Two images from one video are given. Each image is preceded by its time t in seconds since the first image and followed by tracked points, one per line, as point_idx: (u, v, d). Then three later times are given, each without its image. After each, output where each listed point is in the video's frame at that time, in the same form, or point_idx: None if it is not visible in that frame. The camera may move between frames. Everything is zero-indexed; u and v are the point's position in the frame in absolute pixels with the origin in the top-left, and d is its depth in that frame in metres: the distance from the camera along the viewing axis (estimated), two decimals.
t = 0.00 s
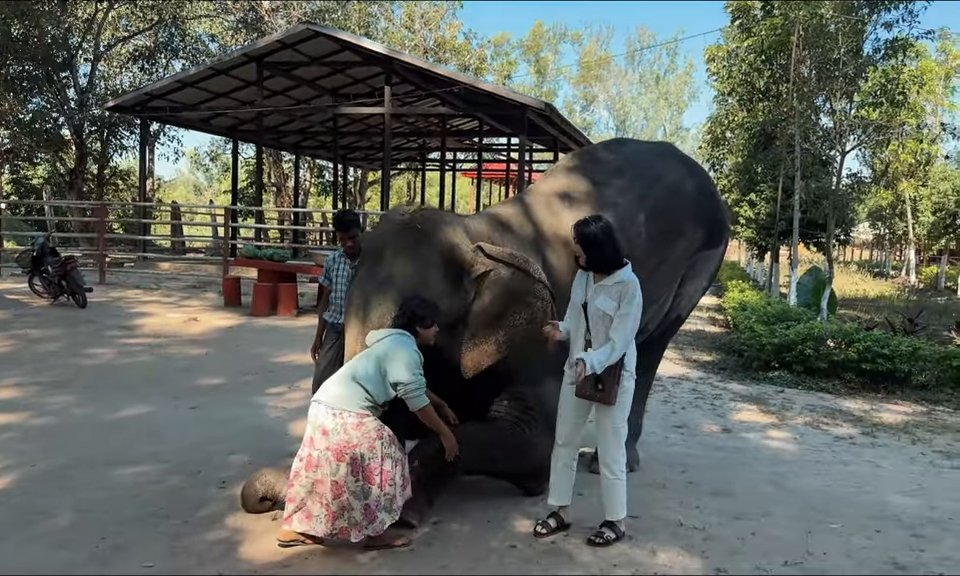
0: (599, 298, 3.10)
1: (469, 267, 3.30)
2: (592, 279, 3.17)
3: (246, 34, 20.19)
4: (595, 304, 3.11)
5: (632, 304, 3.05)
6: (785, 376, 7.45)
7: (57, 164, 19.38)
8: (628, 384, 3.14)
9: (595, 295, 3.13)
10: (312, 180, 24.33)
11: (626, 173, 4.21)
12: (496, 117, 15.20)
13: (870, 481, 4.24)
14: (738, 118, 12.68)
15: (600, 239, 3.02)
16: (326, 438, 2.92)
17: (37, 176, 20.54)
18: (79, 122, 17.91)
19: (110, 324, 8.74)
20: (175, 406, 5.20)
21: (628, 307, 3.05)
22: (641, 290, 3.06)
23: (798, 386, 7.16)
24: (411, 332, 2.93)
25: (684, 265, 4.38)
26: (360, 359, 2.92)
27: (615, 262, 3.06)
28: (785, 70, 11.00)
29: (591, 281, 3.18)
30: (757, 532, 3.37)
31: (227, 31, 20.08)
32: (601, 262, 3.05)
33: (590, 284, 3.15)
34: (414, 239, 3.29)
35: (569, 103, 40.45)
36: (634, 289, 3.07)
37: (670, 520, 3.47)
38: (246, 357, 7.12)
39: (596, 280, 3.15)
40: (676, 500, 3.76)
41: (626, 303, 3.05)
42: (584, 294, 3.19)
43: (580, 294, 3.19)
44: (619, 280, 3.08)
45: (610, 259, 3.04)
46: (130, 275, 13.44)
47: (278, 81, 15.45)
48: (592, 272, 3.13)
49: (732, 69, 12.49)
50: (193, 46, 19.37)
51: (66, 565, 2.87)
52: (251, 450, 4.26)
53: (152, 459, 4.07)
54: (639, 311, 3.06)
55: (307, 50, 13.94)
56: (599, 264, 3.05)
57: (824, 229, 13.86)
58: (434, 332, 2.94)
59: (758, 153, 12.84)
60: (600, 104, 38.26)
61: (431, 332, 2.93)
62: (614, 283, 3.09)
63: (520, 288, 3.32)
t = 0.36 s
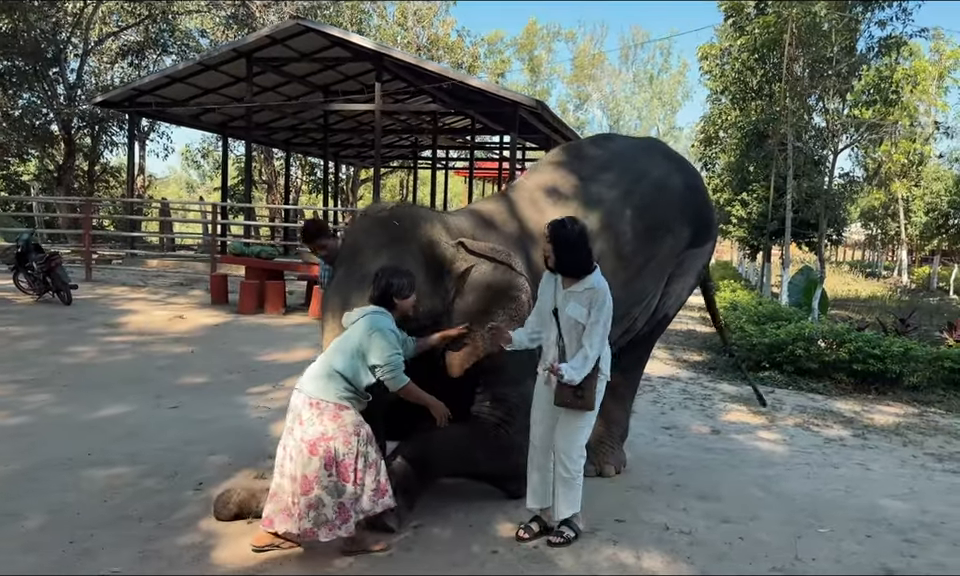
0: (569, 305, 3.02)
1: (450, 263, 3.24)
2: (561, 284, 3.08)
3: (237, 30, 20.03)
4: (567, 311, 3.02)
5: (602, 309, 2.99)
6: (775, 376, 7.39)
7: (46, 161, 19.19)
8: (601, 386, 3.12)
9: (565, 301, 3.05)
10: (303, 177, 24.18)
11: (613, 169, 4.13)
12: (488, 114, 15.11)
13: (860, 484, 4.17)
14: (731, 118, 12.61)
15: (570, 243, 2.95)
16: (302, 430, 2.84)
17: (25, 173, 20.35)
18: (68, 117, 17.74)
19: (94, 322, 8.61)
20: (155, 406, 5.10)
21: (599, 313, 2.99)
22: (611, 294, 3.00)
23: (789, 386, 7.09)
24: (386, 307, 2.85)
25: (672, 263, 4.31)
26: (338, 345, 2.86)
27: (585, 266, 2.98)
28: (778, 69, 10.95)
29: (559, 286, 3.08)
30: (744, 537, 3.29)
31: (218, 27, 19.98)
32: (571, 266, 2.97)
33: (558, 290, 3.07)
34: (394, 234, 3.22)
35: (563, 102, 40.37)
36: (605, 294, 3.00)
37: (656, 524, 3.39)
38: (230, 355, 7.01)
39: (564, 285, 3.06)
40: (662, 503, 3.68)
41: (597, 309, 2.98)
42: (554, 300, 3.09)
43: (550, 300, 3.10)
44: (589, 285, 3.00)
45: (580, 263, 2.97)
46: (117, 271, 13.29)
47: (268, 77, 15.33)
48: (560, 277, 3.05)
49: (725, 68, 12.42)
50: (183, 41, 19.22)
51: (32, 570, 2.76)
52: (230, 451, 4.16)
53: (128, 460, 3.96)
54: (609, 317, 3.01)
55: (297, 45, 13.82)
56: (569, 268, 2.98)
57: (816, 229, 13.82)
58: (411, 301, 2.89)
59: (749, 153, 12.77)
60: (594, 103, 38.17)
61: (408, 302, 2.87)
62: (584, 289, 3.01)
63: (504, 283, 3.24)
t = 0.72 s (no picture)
0: (565, 308, 2.92)
1: (445, 262, 3.13)
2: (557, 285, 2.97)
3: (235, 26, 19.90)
4: (562, 314, 2.92)
5: (598, 310, 2.89)
6: (776, 378, 7.27)
7: (42, 157, 19.07)
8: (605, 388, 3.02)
9: (560, 304, 2.94)
10: (301, 175, 24.06)
11: (612, 164, 4.01)
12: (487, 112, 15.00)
13: (865, 490, 4.06)
14: (732, 118, 12.51)
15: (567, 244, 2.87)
16: (288, 421, 2.74)
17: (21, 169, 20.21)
18: (65, 114, 17.59)
19: (86, 319, 8.49)
20: (142, 406, 4.98)
21: (594, 314, 2.88)
22: (606, 294, 2.90)
23: (791, 388, 6.98)
24: (374, 288, 2.76)
25: (674, 262, 4.20)
26: (328, 332, 2.76)
27: (580, 266, 2.88)
28: (780, 69, 10.85)
29: (555, 289, 2.98)
30: (747, 545, 3.18)
31: (217, 24, 19.88)
32: (566, 265, 2.87)
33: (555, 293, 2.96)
34: (386, 230, 3.11)
35: (563, 102, 40.24)
36: (602, 294, 2.90)
37: (655, 531, 3.28)
38: (223, 354, 6.89)
39: (560, 287, 2.95)
40: (662, 509, 3.57)
41: (594, 308, 2.88)
42: (550, 304, 2.98)
43: (546, 305, 2.99)
44: (584, 286, 2.90)
45: (577, 264, 2.87)
46: (111, 269, 13.16)
47: (267, 74, 15.22)
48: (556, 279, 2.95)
49: (726, 67, 12.30)
50: (182, 38, 19.11)
51: None
52: (217, 452, 4.04)
53: (111, 463, 3.83)
54: (606, 318, 2.91)
55: (295, 42, 13.71)
56: (565, 270, 2.90)
57: (817, 230, 13.71)
58: (402, 282, 2.78)
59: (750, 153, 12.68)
60: (594, 104, 38.02)
61: (398, 283, 2.77)
62: (579, 290, 2.90)
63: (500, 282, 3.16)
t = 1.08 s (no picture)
0: (577, 296, 2.81)
1: (444, 265, 3.01)
2: (565, 275, 2.88)
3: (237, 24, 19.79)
4: (574, 302, 2.81)
5: (613, 297, 2.78)
6: (782, 383, 7.13)
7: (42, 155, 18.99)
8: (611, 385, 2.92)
9: (569, 293, 2.83)
10: (303, 174, 23.94)
11: (617, 163, 3.88)
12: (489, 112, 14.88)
13: (875, 502, 3.93)
14: (737, 119, 12.38)
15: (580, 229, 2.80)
16: (289, 427, 2.63)
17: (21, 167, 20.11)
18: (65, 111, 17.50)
19: (81, 318, 8.37)
20: (132, 409, 4.86)
21: (612, 300, 2.77)
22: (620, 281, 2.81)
23: (797, 394, 6.85)
24: (376, 283, 2.63)
25: (681, 264, 4.07)
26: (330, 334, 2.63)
27: (590, 253, 2.81)
28: (786, 69, 10.71)
29: (563, 279, 2.88)
30: (755, 561, 3.05)
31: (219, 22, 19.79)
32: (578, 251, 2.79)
33: (562, 283, 2.86)
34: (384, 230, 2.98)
35: (567, 103, 40.07)
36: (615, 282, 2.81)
37: (659, 545, 3.15)
38: (218, 355, 6.77)
39: (569, 276, 2.86)
40: (667, 522, 3.44)
41: (607, 297, 2.77)
42: (558, 295, 2.87)
43: (553, 295, 2.88)
44: (597, 273, 2.81)
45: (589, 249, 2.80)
46: (109, 267, 13.03)
47: (267, 72, 15.10)
48: (566, 267, 2.86)
49: (731, 67, 12.16)
50: (183, 36, 19.02)
51: None
52: (206, 458, 3.92)
53: (96, 470, 3.71)
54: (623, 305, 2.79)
55: (297, 40, 13.59)
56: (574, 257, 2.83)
57: (823, 232, 13.55)
58: (407, 280, 2.68)
59: (755, 154, 12.53)
60: (598, 105, 37.86)
61: (401, 279, 2.64)
62: (592, 278, 2.81)
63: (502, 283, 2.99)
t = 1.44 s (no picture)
0: (580, 293, 2.72)
1: (433, 265, 2.83)
2: (566, 270, 2.79)
3: (239, 22, 19.70)
4: (576, 299, 2.71)
5: (619, 297, 2.70)
6: (784, 387, 7.01)
7: (41, 152, 18.89)
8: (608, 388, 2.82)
9: (571, 289, 2.73)
10: (303, 173, 23.83)
11: (616, 161, 3.76)
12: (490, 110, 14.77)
13: (879, 511, 3.82)
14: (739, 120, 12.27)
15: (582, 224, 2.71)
16: (273, 432, 2.52)
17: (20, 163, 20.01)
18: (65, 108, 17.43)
19: (73, 316, 8.27)
20: (119, 410, 4.75)
21: (617, 300, 2.69)
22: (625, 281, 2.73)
23: (798, 398, 6.73)
24: (363, 277, 2.54)
25: (680, 267, 3.96)
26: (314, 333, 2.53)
27: (597, 250, 2.72)
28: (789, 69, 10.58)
29: (564, 274, 2.78)
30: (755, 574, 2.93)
31: (220, 20, 19.72)
32: (583, 247, 2.70)
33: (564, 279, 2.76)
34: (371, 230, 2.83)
35: (569, 104, 39.94)
36: (620, 281, 2.72)
37: (655, 556, 3.04)
38: (211, 355, 6.66)
39: (572, 272, 2.77)
40: (664, 531, 3.32)
41: (610, 297, 2.70)
42: (559, 292, 2.77)
43: (554, 292, 2.79)
44: (602, 271, 2.73)
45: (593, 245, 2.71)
46: (106, 264, 12.94)
47: (268, 69, 15.01)
48: (569, 263, 2.77)
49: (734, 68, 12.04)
50: (185, 33, 18.94)
51: None
52: (191, 461, 3.81)
53: (76, 472, 3.60)
54: (626, 306, 2.71)
55: (297, 37, 13.49)
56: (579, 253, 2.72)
57: (826, 234, 13.42)
58: (394, 271, 2.57)
59: (758, 155, 12.42)
60: (601, 105, 37.72)
61: (389, 271, 2.55)
62: (597, 276, 2.73)
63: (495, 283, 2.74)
